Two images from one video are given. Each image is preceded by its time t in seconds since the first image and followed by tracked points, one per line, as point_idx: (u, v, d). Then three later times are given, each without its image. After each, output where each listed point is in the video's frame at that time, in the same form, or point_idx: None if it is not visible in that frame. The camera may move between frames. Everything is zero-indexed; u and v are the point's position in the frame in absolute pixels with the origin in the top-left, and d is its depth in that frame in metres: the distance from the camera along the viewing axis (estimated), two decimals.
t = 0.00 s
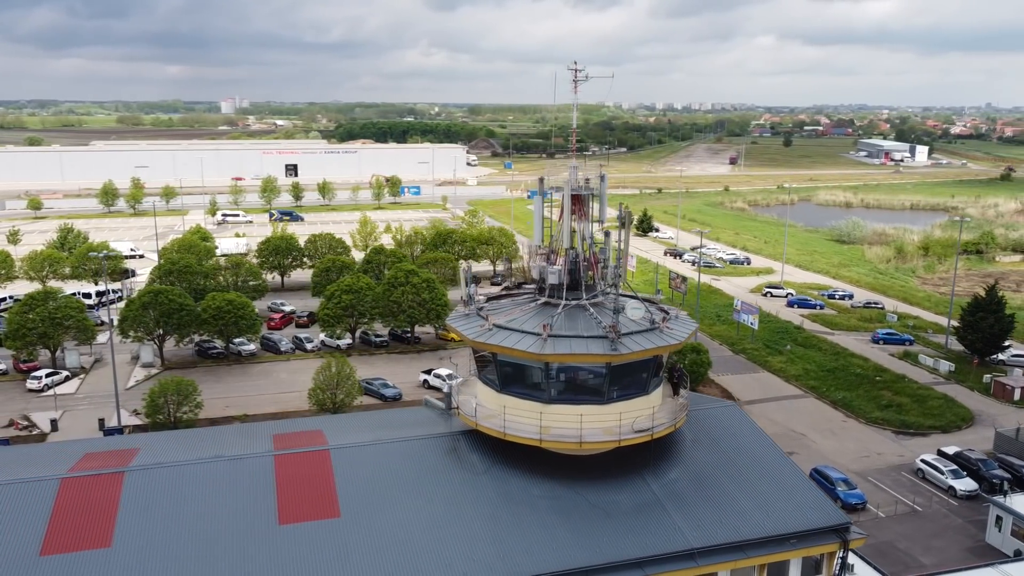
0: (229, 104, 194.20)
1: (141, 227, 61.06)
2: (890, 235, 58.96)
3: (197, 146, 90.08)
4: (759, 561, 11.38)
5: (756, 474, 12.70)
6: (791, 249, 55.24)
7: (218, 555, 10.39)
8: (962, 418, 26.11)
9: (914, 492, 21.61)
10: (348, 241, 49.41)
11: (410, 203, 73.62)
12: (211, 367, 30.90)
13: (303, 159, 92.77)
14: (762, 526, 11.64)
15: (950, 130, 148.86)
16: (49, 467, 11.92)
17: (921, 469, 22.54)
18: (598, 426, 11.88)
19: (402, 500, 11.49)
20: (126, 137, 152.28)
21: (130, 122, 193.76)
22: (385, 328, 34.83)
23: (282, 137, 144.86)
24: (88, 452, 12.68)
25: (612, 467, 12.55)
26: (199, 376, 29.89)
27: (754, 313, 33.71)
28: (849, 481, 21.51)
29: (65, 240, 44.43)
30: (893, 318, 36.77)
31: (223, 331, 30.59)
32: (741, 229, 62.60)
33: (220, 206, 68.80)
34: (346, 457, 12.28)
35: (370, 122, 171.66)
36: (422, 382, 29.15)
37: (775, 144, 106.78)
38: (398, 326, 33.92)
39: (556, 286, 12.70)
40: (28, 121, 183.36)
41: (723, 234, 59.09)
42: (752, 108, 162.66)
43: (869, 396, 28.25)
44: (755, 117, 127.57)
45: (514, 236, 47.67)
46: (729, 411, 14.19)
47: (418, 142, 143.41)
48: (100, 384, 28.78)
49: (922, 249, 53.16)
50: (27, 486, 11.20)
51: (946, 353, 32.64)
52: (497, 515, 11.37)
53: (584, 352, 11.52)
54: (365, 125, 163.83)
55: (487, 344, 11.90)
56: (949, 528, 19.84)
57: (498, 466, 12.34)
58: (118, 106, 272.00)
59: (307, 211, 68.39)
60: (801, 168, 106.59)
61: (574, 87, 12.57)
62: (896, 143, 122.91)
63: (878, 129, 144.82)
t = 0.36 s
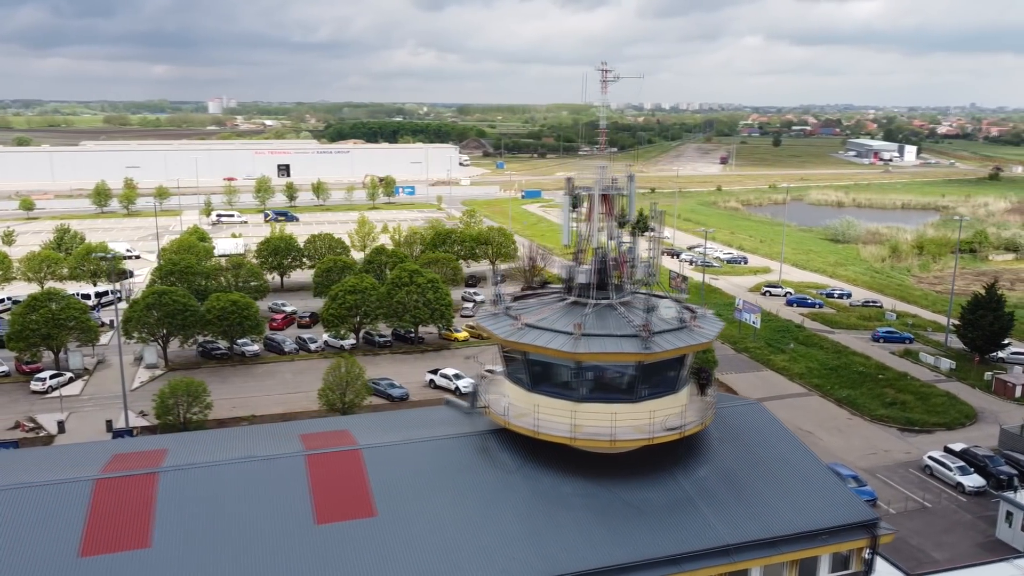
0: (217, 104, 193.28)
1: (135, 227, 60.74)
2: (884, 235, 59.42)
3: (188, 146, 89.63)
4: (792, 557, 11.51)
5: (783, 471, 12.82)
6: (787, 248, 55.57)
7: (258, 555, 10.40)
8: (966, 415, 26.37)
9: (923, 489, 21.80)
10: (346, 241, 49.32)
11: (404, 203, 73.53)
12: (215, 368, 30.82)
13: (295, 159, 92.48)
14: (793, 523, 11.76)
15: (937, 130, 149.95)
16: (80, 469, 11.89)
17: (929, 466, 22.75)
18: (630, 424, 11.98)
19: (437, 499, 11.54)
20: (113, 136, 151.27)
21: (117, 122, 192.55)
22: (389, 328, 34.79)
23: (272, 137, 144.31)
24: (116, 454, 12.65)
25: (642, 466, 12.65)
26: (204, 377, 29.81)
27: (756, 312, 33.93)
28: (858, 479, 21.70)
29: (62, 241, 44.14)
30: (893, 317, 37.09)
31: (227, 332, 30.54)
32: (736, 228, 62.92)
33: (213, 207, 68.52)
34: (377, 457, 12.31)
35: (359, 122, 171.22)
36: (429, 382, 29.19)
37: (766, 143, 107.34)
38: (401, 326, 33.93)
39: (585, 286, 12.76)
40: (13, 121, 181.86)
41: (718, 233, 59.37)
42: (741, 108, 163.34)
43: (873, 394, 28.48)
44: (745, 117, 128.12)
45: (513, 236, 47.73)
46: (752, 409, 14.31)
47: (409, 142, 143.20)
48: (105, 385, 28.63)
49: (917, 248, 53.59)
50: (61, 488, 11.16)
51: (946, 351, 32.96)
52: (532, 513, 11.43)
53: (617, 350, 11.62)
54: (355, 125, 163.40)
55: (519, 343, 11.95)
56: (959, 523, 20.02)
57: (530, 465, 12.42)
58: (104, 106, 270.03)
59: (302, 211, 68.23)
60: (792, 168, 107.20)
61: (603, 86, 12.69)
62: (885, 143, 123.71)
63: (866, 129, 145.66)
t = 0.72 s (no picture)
0: (206, 104, 192.30)
1: (129, 228, 60.43)
2: (878, 234, 59.87)
3: (180, 146, 89.19)
4: (823, 554, 11.64)
5: (810, 467, 12.94)
6: (782, 248, 55.89)
7: (300, 554, 10.43)
8: (970, 412, 26.64)
9: (932, 486, 22.01)
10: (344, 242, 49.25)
11: (399, 203, 73.49)
12: (220, 369, 30.72)
13: (287, 159, 92.16)
14: (824, 519, 11.89)
15: (925, 130, 151.10)
16: (112, 471, 11.86)
17: (936, 463, 22.96)
18: (661, 424, 12.08)
19: (472, 498, 11.60)
20: (101, 136, 150.15)
21: (104, 122, 191.30)
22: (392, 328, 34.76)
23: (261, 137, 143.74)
24: (144, 455, 12.63)
25: (670, 463, 12.76)
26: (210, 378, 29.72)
27: (758, 311, 34.15)
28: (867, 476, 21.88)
29: (59, 242, 43.83)
30: (892, 315, 37.42)
31: (232, 333, 30.51)
32: (731, 228, 63.26)
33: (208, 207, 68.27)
34: (409, 456, 12.35)
35: (349, 122, 170.85)
36: (435, 382, 29.23)
37: (756, 142, 107.81)
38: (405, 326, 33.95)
39: (614, 286, 12.83)
40: None
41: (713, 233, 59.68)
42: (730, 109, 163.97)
43: (877, 392, 28.69)
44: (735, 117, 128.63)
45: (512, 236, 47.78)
46: (775, 407, 14.44)
47: (400, 142, 143.03)
48: (110, 387, 28.52)
49: (911, 247, 54.00)
50: (97, 489, 11.15)
51: (946, 349, 33.27)
52: (567, 512, 11.52)
53: (649, 349, 11.71)
54: (345, 125, 163.05)
55: (553, 343, 12.03)
56: (969, 519, 20.24)
57: (560, 465, 12.49)
58: (90, 105, 268.10)
59: (297, 212, 68.04)
60: (782, 169, 107.77)
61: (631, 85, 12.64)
62: (874, 142, 124.51)
63: (854, 128, 146.54)
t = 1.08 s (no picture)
0: (194, 103, 191.25)
1: (123, 229, 60.11)
2: (872, 233, 60.34)
3: (172, 147, 88.74)
4: (854, 550, 11.80)
5: (837, 464, 13.09)
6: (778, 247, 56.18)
7: (341, 552, 10.50)
8: (973, 409, 26.93)
9: (940, 483, 22.23)
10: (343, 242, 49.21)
11: (394, 203, 73.46)
12: (226, 370, 30.65)
13: (280, 159, 91.80)
14: (854, 516, 12.05)
15: (913, 130, 152.20)
16: (145, 472, 11.88)
17: (943, 460, 23.20)
18: (692, 423, 12.20)
19: (507, 498, 11.69)
20: (88, 136, 149.03)
21: (91, 122, 189.99)
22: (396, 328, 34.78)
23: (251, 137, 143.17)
24: (175, 457, 12.67)
25: (700, 462, 12.89)
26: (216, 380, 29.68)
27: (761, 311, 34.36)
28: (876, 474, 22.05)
29: (57, 243, 43.61)
30: (892, 314, 37.74)
31: (238, 334, 30.45)
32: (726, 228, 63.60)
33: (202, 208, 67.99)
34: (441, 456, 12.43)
35: (340, 122, 170.44)
36: (442, 382, 29.28)
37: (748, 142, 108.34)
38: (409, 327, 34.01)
39: (643, 285, 12.92)
40: None
41: (709, 233, 60.01)
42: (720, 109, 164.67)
43: (881, 390, 28.94)
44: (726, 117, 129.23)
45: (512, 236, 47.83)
46: (798, 404, 14.58)
47: (391, 142, 142.92)
48: (116, 388, 28.43)
49: (906, 246, 54.40)
50: (133, 490, 11.17)
51: (947, 347, 33.57)
52: (602, 511, 11.61)
53: (682, 348, 11.83)
54: (336, 125, 162.60)
55: (587, 342, 12.13)
56: (979, 515, 20.44)
57: (592, 463, 12.60)
58: (75, 106, 266.25)
59: (292, 212, 67.88)
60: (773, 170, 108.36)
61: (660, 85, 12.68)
62: (863, 142, 125.27)
63: (843, 128, 147.49)
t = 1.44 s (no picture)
0: (183, 103, 190.38)
1: (119, 230, 59.82)
2: (867, 232, 60.78)
3: (164, 147, 88.28)
4: (884, 545, 11.96)
5: (862, 460, 13.24)
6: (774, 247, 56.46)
7: (382, 551, 10.54)
8: (977, 407, 27.21)
9: (948, 479, 22.43)
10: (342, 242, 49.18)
11: (389, 203, 73.40)
12: (231, 371, 30.58)
13: (273, 160, 91.42)
14: (883, 511, 12.21)
15: (901, 130, 153.24)
16: (179, 473, 11.87)
17: (951, 456, 23.42)
18: (723, 420, 12.31)
19: (542, 496, 11.76)
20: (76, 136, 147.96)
21: (78, 122, 188.69)
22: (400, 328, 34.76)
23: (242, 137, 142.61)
24: (206, 458, 12.66)
25: (728, 459, 13.00)
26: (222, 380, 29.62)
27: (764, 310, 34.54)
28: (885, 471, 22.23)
29: (55, 243, 43.37)
30: (891, 313, 38.05)
31: (244, 334, 30.32)
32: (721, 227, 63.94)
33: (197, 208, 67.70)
34: (473, 455, 12.49)
35: (330, 122, 170.03)
36: (449, 382, 29.33)
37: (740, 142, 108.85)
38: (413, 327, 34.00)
39: (671, 284, 13.00)
40: None
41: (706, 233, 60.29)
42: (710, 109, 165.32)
43: (886, 388, 29.19)
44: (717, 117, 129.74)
45: (511, 236, 47.86)
46: (819, 402, 14.71)
47: (382, 142, 142.79)
48: (122, 390, 28.34)
49: (901, 245, 54.82)
50: (171, 490, 11.16)
51: (947, 346, 33.87)
52: (636, 508, 11.70)
53: (714, 346, 11.92)
54: (327, 125, 162.19)
55: (618, 341, 12.21)
56: (988, 511, 20.63)
57: (622, 461, 12.69)
58: (62, 105, 264.56)
59: (287, 213, 67.68)
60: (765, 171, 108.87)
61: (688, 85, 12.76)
62: (853, 141, 126.02)
63: (833, 128, 148.42)
